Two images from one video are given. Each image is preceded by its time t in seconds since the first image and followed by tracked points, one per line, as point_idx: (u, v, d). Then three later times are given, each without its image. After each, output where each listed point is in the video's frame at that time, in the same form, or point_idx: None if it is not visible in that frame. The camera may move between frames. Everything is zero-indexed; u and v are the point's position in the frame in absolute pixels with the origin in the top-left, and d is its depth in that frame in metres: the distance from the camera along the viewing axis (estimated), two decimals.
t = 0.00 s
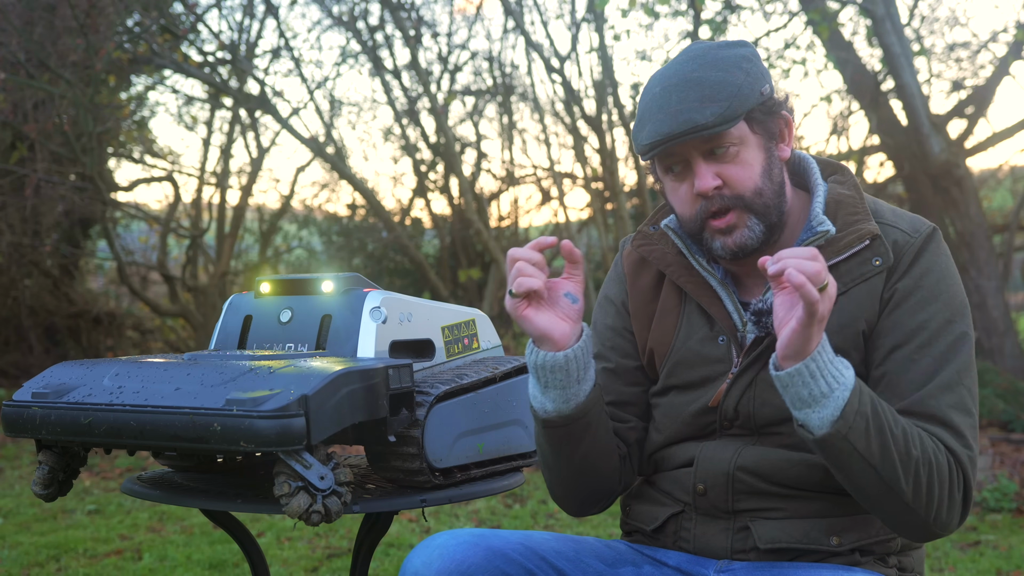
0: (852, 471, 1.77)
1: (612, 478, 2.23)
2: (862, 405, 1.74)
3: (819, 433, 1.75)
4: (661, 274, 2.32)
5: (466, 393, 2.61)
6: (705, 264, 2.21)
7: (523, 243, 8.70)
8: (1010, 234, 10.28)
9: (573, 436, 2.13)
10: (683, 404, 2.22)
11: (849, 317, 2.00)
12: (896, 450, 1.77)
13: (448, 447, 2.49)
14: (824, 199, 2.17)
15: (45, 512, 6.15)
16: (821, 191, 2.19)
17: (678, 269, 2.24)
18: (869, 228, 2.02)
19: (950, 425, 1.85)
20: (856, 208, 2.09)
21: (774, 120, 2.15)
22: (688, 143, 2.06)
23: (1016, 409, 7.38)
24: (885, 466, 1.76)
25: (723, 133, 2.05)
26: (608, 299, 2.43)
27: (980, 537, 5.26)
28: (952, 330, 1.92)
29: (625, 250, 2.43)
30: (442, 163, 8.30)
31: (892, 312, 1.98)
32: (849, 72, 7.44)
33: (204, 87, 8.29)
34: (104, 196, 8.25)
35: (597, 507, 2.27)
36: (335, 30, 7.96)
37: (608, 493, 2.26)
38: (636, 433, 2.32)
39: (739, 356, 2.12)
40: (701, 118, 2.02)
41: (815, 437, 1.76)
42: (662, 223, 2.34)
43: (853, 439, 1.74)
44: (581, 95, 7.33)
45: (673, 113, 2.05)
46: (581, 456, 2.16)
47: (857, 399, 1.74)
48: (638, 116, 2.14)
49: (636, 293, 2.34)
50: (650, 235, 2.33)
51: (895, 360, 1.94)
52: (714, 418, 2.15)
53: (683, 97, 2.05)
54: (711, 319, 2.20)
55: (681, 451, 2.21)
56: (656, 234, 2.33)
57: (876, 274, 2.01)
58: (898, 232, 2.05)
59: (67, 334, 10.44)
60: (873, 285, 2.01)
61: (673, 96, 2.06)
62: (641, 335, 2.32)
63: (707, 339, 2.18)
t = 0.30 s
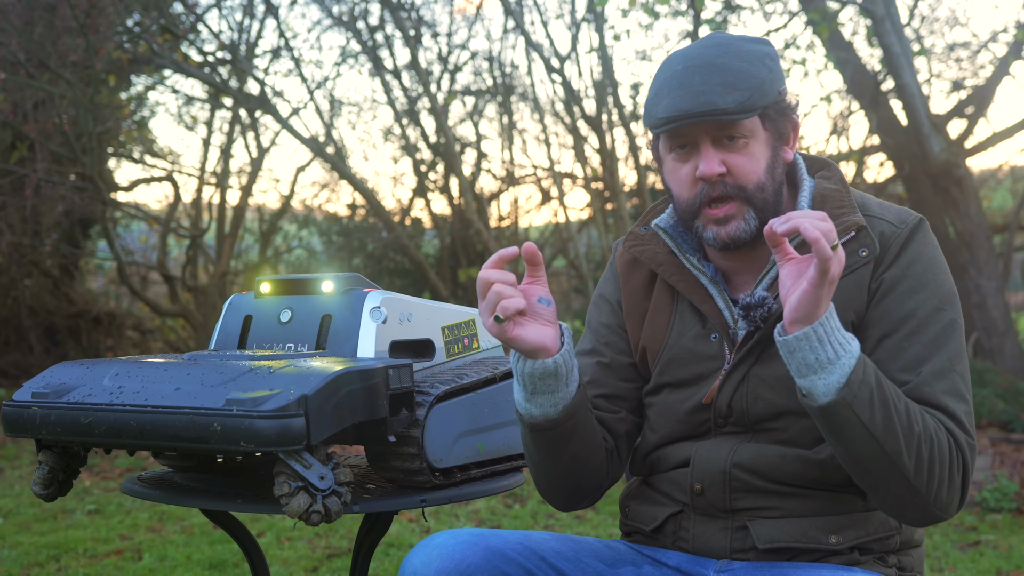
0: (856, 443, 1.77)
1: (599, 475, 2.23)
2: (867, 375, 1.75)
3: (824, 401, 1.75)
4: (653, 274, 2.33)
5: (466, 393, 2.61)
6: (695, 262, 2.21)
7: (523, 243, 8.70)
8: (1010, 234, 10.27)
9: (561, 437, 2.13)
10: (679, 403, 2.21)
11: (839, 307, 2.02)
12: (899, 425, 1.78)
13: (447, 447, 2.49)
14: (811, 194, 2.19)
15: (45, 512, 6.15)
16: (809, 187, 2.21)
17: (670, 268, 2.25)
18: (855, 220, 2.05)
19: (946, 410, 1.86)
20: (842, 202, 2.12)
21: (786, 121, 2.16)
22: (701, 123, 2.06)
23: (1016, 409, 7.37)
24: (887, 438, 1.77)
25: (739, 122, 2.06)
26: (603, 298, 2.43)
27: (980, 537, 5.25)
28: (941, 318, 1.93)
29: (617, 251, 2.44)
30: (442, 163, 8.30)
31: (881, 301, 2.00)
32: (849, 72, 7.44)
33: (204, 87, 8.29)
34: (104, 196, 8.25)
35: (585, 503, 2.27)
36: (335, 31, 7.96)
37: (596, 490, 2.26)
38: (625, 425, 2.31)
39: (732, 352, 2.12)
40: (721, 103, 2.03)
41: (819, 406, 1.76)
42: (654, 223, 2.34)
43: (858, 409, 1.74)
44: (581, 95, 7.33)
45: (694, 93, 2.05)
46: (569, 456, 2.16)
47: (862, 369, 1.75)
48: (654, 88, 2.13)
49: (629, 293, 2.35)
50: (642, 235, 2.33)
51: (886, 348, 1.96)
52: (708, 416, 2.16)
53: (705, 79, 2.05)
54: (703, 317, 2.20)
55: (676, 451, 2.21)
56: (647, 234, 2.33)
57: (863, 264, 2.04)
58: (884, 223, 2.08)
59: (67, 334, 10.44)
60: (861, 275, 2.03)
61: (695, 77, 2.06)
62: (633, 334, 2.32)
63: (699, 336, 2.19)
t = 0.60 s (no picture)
0: (851, 450, 1.77)
1: (599, 474, 2.23)
2: (860, 383, 1.75)
3: (818, 410, 1.74)
4: (653, 273, 2.33)
5: (466, 393, 2.61)
6: (695, 262, 2.21)
7: (523, 243, 8.69)
8: (1010, 234, 10.27)
9: (562, 434, 2.12)
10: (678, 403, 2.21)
11: (838, 306, 2.03)
12: (895, 428, 1.78)
13: (448, 447, 2.49)
14: (809, 193, 2.20)
15: (45, 512, 6.15)
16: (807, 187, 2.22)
17: (669, 267, 2.25)
18: (854, 219, 2.05)
19: (944, 409, 1.86)
20: (841, 201, 2.12)
21: (798, 126, 2.16)
22: (714, 117, 2.07)
23: (1016, 409, 7.37)
24: (883, 444, 1.77)
25: (752, 121, 2.07)
26: (602, 297, 2.44)
27: (980, 537, 5.25)
28: (941, 317, 1.94)
29: (616, 251, 2.44)
30: (442, 163, 8.30)
31: (881, 301, 2.00)
32: (849, 72, 7.43)
33: (204, 87, 8.29)
34: (104, 196, 8.25)
35: (585, 502, 2.27)
36: (335, 30, 7.96)
37: (596, 489, 2.25)
38: (625, 423, 2.30)
39: (731, 351, 2.12)
40: (738, 100, 2.03)
41: (813, 415, 1.75)
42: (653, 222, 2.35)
43: (853, 416, 1.74)
44: (580, 95, 7.32)
45: (712, 87, 2.05)
46: (568, 454, 2.15)
47: (855, 375, 1.74)
48: (671, 76, 2.13)
49: (629, 292, 2.35)
50: (641, 235, 2.33)
51: (885, 348, 1.96)
52: (707, 416, 2.16)
53: (724, 74, 2.05)
54: (703, 317, 2.20)
55: (675, 451, 2.22)
56: (647, 233, 2.33)
57: (862, 264, 2.04)
58: (884, 223, 2.09)
59: (67, 334, 10.44)
60: (860, 274, 2.03)
61: (715, 71, 2.06)
62: (632, 333, 2.32)
63: (699, 336, 2.19)
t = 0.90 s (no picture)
0: (854, 454, 1.77)
1: (601, 471, 2.23)
2: (864, 386, 1.75)
3: (822, 414, 1.74)
4: (655, 272, 2.33)
5: (466, 393, 2.61)
6: (698, 262, 2.21)
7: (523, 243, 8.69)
8: (1010, 234, 10.27)
9: (568, 428, 2.12)
10: (679, 403, 2.21)
11: (841, 310, 2.02)
12: (897, 432, 1.78)
13: (447, 447, 2.49)
14: (813, 194, 2.19)
15: (45, 512, 6.15)
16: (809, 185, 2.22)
17: (672, 268, 2.25)
18: (857, 222, 2.05)
19: (944, 412, 1.87)
20: (845, 203, 2.12)
21: (805, 133, 2.15)
22: (721, 121, 2.07)
23: (1016, 409, 7.37)
24: (885, 448, 1.77)
25: (757, 126, 2.06)
26: (605, 295, 2.43)
27: (980, 537, 5.26)
28: (942, 321, 1.94)
29: (619, 250, 2.43)
30: (442, 163, 8.30)
31: (882, 304, 2.00)
32: (849, 72, 7.43)
33: (204, 87, 8.29)
34: (104, 196, 8.24)
35: (587, 499, 2.27)
36: (335, 30, 7.95)
37: (597, 486, 2.25)
38: (628, 423, 2.31)
39: (734, 354, 2.13)
40: (746, 105, 2.03)
41: (817, 418, 1.75)
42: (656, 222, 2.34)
43: (855, 420, 1.74)
44: (581, 94, 7.32)
45: (720, 90, 2.05)
46: (573, 448, 2.15)
47: (859, 379, 1.75)
48: (681, 76, 2.13)
49: (631, 291, 2.34)
50: (644, 234, 2.33)
51: (886, 351, 1.97)
52: (709, 417, 2.16)
53: (733, 78, 2.05)
54: (705, 318, 2.20)
55: (676, 451, 2.22)
56: (650, 232, 2.33)
57: (865, 267, 2.04)
58: (887, 225, 2.08)
59: (67, 334, 10.44)
60: (863, 277, 2.03)
61: (725, 74, 2.06)
62: (635, 333, 2.32)
63: (701, 337, 2.19)
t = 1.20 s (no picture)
0: (861, 461, 1.77)
1: (606, 466, 2.22)
2: (873, 393, 1.75)
3: (830, 421, 1.75)
4: (657, 271, 2.32)
5: (466, 393, 2.61)
6: (701, 262, 2.21)
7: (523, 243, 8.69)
8: (1010, 234, 10.27)
9: (579, 420, 2.12)
10: (680, 403, 2.21)
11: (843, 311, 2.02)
12: (904, 438, 1.78)
13: (448, 448, 2.49)
14: (816, 195, 2.19)
15: (45, 512, 6.15)
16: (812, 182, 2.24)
17: (675, 267, 2.24)
18: (860, 223, 2.06)
19: (946, 414, 1.86)
20: (847, 205, 2.12)
21: (804, 140, 2.15)
22: (717, 134, 2.06)
23: (1016, 409, 7.36)
24: (893, 455, 1.77)
25: (755, 138, 2.06)
26: (607, 291, 2.42)
27: (980, 537, 5.25)
28: (943, 321, 1.94)
29: (621, 247, 2.43)
30: (442, 163, 8.30)
31: (883, 305, 2.00)
32: (849, 72, 7.43)
33: (204, 87, 8.29)
34: (104, 195, 8.24)
35: (590, 496, 2.26)
36: (335, 30, 7.95)
37: (601, 482, 2.25)
38: (634, 421, 2.30)
39: (736, 354, 2.13)
40: (743, 118, 2.03)
41: (826, 425, 1.76)
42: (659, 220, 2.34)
43: (864, 427, 1.74)
44: (581, 94, 7.32)
45: (718, 102, 2.05)
46: (582, 442, 2.15)
47: (869, 386, 1.74)
48: (679, 85, 2.13)
49: (633, 288, 2.34)
50: (647, 232, 2.33)
51: (886, 352, 1.97)
52: (711, 418, 2.16)
53: (732, 89, 2.05)
54: (708, 317, 2.20)
55: (677, 451, 2.22)
56: (652, 231, 2.32)
57: (868, 268, 2.03)
58: (890, 227, 2.08)
59: (67, 334, 10.45)
60: (865, 278, 2.03)
61: (722, 84, 2.05)
62: (637, 331, 2.32)
63: (703, 337, 2.19)
